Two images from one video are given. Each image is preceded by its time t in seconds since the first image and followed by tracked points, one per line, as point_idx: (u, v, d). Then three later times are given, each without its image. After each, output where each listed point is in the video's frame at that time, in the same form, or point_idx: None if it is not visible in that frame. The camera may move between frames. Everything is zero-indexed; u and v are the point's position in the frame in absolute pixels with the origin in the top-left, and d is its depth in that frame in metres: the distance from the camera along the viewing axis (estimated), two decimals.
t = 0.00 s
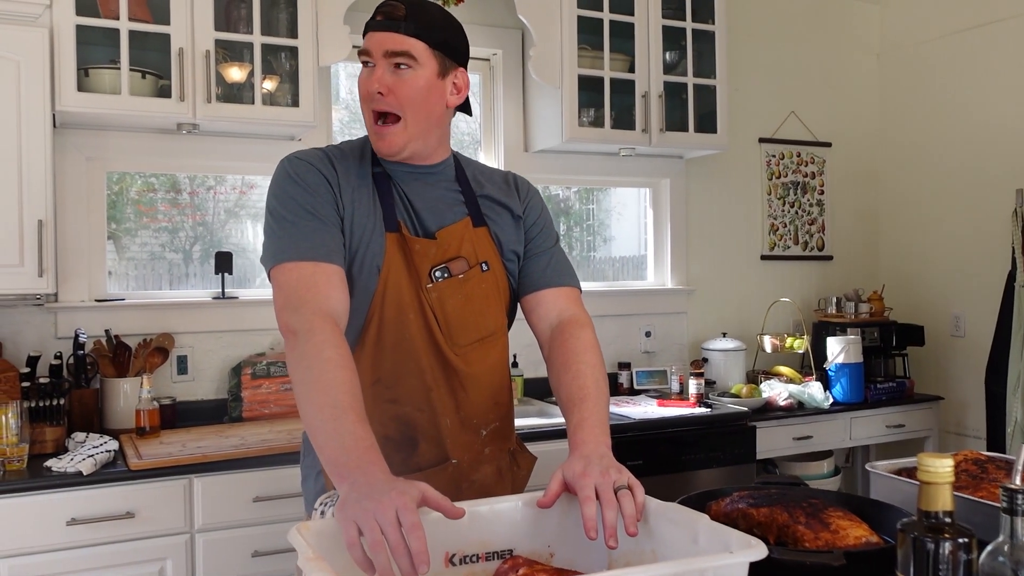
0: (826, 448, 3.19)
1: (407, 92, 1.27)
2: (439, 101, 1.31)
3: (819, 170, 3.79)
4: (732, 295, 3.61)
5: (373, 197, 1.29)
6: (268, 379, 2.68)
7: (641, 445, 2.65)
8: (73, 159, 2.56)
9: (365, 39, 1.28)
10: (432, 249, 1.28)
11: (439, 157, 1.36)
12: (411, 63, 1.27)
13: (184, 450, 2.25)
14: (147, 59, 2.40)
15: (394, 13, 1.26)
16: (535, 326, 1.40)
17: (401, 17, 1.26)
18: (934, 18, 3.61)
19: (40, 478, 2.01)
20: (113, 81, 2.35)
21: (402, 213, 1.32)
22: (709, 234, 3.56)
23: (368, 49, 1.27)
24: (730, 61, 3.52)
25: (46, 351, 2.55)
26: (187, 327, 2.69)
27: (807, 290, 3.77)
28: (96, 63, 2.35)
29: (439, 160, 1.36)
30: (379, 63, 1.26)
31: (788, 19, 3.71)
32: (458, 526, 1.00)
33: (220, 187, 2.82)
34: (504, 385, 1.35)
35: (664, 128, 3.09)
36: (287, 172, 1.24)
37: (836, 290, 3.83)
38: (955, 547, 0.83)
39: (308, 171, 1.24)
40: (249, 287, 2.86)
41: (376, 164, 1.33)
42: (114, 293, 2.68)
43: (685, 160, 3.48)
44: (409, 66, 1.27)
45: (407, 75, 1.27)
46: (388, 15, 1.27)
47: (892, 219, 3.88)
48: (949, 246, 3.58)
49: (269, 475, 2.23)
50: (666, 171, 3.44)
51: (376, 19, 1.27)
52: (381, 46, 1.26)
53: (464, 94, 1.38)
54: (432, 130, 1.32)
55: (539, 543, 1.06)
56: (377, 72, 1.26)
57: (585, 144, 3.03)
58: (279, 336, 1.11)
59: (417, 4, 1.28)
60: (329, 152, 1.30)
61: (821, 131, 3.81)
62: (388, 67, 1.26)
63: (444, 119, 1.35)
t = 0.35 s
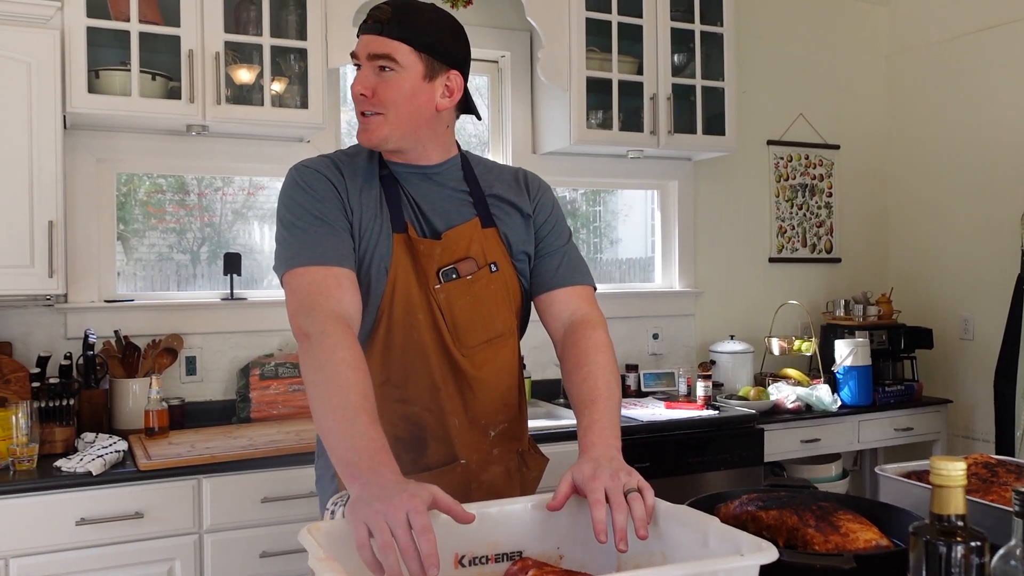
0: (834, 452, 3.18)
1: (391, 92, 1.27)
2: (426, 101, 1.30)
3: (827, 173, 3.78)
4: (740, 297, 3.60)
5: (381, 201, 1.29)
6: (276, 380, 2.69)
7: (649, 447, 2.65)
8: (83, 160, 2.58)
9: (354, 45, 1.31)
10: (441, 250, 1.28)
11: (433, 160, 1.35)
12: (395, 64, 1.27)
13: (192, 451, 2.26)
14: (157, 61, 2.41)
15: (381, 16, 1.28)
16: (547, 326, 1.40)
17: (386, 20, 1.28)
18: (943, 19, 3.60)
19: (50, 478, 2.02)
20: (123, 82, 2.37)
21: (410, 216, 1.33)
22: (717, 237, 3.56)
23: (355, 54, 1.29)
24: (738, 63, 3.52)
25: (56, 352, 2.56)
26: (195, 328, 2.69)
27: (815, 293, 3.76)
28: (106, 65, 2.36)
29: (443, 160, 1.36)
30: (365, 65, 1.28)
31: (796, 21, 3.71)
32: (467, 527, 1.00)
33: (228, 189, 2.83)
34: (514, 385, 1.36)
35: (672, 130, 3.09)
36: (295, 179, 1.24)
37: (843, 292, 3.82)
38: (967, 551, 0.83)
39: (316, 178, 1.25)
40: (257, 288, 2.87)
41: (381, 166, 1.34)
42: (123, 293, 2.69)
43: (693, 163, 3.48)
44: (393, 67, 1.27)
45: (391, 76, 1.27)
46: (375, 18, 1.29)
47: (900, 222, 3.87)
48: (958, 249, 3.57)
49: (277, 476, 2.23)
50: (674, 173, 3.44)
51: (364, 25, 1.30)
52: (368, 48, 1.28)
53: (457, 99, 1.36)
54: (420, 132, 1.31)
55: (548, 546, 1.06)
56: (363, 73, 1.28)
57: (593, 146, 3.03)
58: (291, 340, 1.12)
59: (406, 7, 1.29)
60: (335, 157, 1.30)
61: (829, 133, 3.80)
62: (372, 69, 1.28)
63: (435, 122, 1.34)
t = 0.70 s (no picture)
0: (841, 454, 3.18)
1: (395, 97, 1.27)
2: (431, 105, 1.30)
3: (833, 175, 3.77)
4: (746, 299, 3.60)
5: (386, 204, 1.29)
6: (282, 381, 2.69)
7: (655, 449, 2.65)
8: (91, 161, 2.59)
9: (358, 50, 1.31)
10: (446, 252, 1.29)
11: (440, 163, 1.35)
12: (398, 69, 1.27)
13: (199, 451, 2.27)
14: (165, 62, 2.41)
15: (383, 21, 1.28)
16: (554, 326, 1.40)
17: (387, 24, 1.28)
18: (951, 21, 3.60)
19: (58, 478, 2.02)
20: (132, 84, 2.37)
21: (415, 218, 1.33)
22: (723, 238, 3.55)
23: (359, 59, 1.30)
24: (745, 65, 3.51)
25: (64, 352, 2.57)
26: (202, 329, 2.70)
27: (821, 295, 3.75)
28: (114, 66, 2.37)
29: (449, 163, 1.36)
30: (369, 71, 1.28)
31: (803, 22, 3.70)
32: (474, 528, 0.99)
33: (234, 190, 2.83)
34: (522, 386, 1.35)
35: (679, 131, 3.09)
36: (300, 183, 1.24)
37: (850, 294, 3.81)
38: (977, 553, 0.82)
39: (321, 182, 1.25)
40: (263, 289, 2.88)
41: (387, 168, 1.33)
42: (131, 294, 2.69)
43: (699, 164, 3.48)
44: (396, 73, 1.27)
45: (394, 82, 1.28)
46: (378, 23, 1.29)
47: (908, 224, 3.85)
48: (965, 251, 3.56)
49: (283, 476, 2.24)
50: (681, 175, 3.44)
51: (367, 30, 1.30)
52: (371, 54, 1.28)
53: (462, 101, 1.34)
54: (426, 136, 1.31)
55: (556, 547, 1.06)
56: (367, 78, 1.28)
57: (599, 148, 3.03)
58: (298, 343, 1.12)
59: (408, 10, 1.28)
60: (340, 161, 1.30)
61: (836, 134, 3.79)
62: (375, 74, 1.28)
63: (441, 125, 1.34)
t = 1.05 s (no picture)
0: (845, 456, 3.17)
1: (400, 99, 1.27)
2: (435, 107, 1.30)
3: (838, 176, 3.77)
4: (751, 300, 3.59)
5: (391, 205, 1.29)
6: (286, 381, 2.69)
7: (659, 451, 2.64)
8: (96, 162, 2.59)
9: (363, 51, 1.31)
10: (451, 253, 1.29)
11: (445, 164, 1.35)
12: (403, 72, 1.27)
13: (203, 451, 2.27)
14: (170, 63, 2.42)
15: (389, 23, 1.28)
16: (558, 328, 1.40)
17: (393, 27, 1.27)
18: (955, 23, 3.59)
19: (62, 478, 2.03)
20: (136, 84, 2.38)
21: (420, 219, 1.33)
22: (728, 240, 3.55)
23: (364, 60, 1.29)
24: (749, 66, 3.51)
25: (68, 353, 2.57)
26: (206, 329, 2.70)
27: (825, 296, 3.74)
28: (119, 67, 2.37)
29: (452, 165, 1.36)
30: (374, 73, 1.28)
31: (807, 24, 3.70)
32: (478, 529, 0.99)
33: (238, 190, 2.84)
34: (526, 388, 1.35)
35: (683, 132, 3.08)
36: (306, 183, 1.24)
37: (855, 296, 3.81)
38: (982, 555, 0.82)
39: (327, 183, 1.25)
40: (267, 289, 2.88)
41: (392, 169, 1.33)
42: (135, 294, 2.70)
43: (703, 165, 3.48)
44: (400, 75, 1.27)
45: (399, 84, 1.27)
46: (384, 25, 1.28)
47: (912, 226, 3.85)
48: (969, 253, 3.55)
49: (287, 477, 2.24)
50: (684, 176, 3.43)
51: (373, 31, 1.29)
52: (375, 56, 1.28)
53: (467, 103, 1.35)
54: (431, 138, 1.31)
55: (559, 548, 1.05)
56: (373, 80, 1.28)
57: (604, 149, 3.02)
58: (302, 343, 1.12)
59: (415, 12, 1.28)
60: (346, 161, 1.31)
61: (840, 136, 3.79)
62: (381, 75, 1.28)
63: (446, 127, 1.34)
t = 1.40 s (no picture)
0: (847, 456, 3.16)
1: (402, 96, 1.27)
2: (437, 105, 1.30)
3: (840, 176, 3.76)
4: (753, 300, 3.59)
5: (393, 204, 1.29)
6: (288, 381, 2.69)
7: (661, 451, 2.64)
8: (98, 161, 2.59)
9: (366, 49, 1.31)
10: (452, 253, 1.28)
11: (446, 164, 1.35)
12: (405, 69, 1.27)
13: (205, 451, 2.27)
14: (172, 62, 2.42)
15: (392, 21, 1.28)
16: (560, 328, 1.40)
17: (397, 24, 1.28)
18: (958, 23, 3.58)
19: (64, 477, 2.03)
20: (139, 84, 2.38)
21: (421, 218, 1.33)
22: (730, 240, 3.54)
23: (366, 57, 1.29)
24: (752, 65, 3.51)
25: (70, 352, 2.57)
26: (208, 329, 2.70)
27: (828, 296, 3.74)
28: (122, 66, 2.37)
29: (454, 164, 1.36)
30: (376, 70, 1.28)
31: (810, 24, 3.69)
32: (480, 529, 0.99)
33: (240, 190, 2.83)
34: (527, 388, 1.35)
35: (686, 132, 3.08)
36: (307, 183, 1.24)
37: (857, 296, 3.80)
38: (986, 556, 0.82)
39: (329, 183, 1.25)
40: (269, 289, 2.88)
41: (394, 169, 1.33)
42: (138, 294, 2.70)
43: (706, 165, 3.47)
44: (402, 73, 1.27)
45: (401, 81, 1.27)
46: (386, 22, 1.28)
47: (915, 226, 3.84)
48: (972, 253, 3.55)
49: (288, 477, 2.23)
50: (687, 176, 3.43)
51: (376, 29, 1.29)
52: (377, 53, 1.28)
53: (468, 102, 1.35)
54: (433, 137, 1.31)
55: (561, 548, 1.05)
56: (374, 77, 1.28)
57: (606, 148, 3.02)
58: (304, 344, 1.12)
59: (418, 10, 1.28)
60: (347, 160, 1.30)
61: (843, 136, 3.78)
62: (383, 72, 1.28)
63: (447, 125, 1.34)
